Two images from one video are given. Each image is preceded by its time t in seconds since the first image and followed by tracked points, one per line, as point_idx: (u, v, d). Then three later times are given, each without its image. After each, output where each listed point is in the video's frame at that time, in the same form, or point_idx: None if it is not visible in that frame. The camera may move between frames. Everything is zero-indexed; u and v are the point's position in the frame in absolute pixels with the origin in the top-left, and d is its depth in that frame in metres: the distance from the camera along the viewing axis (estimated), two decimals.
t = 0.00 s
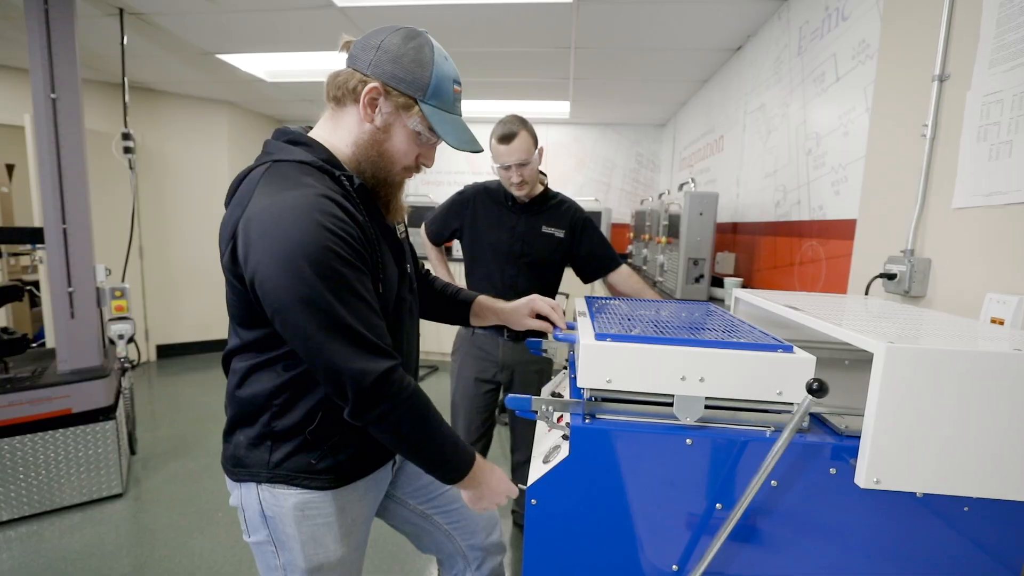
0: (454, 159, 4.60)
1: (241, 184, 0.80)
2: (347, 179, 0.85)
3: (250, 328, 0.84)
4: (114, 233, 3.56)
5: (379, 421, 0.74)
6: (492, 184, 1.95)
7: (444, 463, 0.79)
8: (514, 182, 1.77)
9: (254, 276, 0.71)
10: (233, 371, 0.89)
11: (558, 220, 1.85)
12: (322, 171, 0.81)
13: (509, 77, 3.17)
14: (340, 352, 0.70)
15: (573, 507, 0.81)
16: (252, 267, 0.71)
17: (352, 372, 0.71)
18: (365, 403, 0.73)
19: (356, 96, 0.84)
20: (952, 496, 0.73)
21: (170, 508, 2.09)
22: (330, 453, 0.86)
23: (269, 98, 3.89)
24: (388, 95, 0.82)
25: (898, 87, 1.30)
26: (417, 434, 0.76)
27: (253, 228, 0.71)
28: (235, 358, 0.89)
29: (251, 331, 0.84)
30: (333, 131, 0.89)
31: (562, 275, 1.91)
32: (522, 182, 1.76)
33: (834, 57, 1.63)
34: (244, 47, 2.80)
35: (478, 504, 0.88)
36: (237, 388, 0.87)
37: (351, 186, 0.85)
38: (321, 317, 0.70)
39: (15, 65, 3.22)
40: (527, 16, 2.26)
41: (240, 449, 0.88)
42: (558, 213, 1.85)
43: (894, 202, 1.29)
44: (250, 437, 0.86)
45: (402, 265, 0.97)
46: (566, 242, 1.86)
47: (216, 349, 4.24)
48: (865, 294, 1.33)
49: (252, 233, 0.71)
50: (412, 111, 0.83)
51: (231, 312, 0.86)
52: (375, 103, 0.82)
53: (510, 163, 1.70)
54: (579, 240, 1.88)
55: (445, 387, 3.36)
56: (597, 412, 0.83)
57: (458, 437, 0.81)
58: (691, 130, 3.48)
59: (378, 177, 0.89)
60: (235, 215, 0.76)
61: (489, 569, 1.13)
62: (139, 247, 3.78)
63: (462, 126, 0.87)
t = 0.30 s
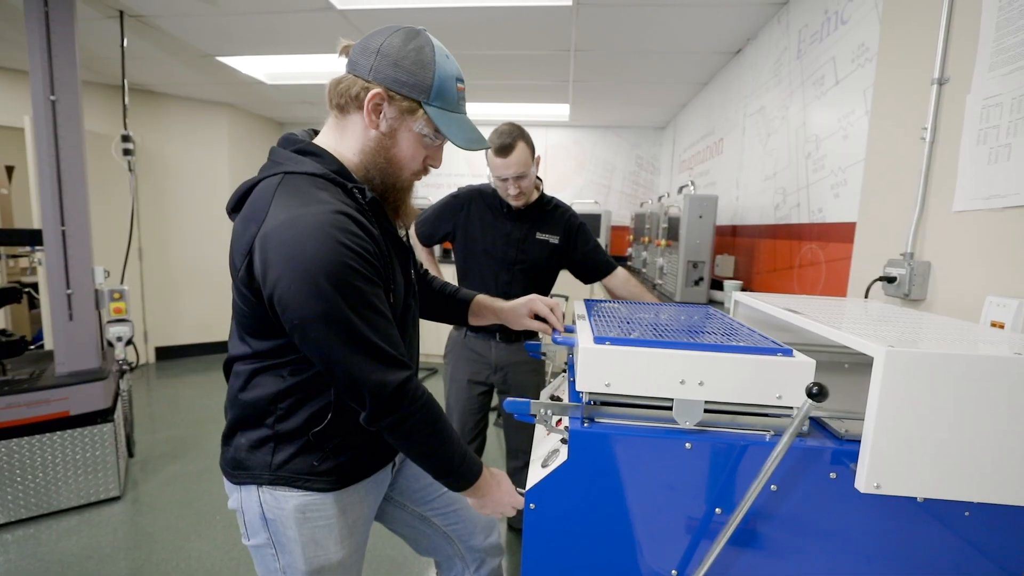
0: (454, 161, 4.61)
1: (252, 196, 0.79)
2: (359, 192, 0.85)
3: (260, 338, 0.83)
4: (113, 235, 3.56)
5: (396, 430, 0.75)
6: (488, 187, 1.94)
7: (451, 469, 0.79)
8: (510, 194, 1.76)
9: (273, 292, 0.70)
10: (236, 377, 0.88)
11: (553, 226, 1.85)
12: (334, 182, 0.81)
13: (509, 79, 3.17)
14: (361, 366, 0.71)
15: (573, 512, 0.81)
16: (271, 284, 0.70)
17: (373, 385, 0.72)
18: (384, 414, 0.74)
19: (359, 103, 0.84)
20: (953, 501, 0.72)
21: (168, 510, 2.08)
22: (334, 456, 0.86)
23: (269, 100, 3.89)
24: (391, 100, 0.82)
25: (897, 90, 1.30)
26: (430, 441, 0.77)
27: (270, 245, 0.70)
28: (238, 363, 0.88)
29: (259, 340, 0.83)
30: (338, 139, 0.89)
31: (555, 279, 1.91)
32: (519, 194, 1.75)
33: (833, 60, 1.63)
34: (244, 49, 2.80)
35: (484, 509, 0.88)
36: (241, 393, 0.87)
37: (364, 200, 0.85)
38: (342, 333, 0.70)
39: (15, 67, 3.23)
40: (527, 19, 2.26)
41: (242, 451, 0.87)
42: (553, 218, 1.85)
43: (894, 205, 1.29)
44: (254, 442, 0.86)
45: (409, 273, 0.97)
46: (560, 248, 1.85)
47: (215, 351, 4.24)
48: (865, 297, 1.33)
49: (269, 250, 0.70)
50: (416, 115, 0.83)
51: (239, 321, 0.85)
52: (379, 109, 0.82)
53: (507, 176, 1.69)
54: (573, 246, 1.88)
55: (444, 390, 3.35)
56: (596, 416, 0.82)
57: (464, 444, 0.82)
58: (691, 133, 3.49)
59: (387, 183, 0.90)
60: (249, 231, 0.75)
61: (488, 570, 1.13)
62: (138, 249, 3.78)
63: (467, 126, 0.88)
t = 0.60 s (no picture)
0: (453, 161, 4.60)
1: (254, 202, 0.78)
2: (362, 197, 0.83)
3: (261, 340, 0.83)
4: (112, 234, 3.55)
5: (402, 433, 0.75)
6: (492, 188, 1.94)
7: (455, 470, 0.79)
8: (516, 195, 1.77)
9: (278, 302, 0.70)
10: (238, 377, 0.88)
11: (557, 226, 1.85)
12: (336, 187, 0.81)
13: (508, 78, 3.17)
14: (369, 375, 0.71)
15: (572, 512, 0.81)
16: (276, 294, 0.69)
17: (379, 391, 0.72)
18: (390, 419, 0.74)
19: (353, 102, 0.83)
20: (952, 502, 0.72)
21: (165, 511, 2.07)
22: (337, 457, 0.86)
23: (268, 100, 3.88)
24: (385, 96, 0.81)
25: (896, 90, 1.30)
26: (435, 443, 0.77)
27: (275, 255, 0.69)
28: (240, 363, 0.88)
29: (262, 343, 0.83)
30: (334, 139, 0.89)
31: (559, 279, 1.92)
32: (524, 195, 1.75)
33: (833, 60, 1.63)
34: (243, 49, 2.79)
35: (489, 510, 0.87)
36: (243, 394, 0.86)
37: (366, 204, 0.83)
38: (349, 342, 0.70)
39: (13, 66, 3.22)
40: (526, 18, 2.26)
41: (245, 450, 0.87)
42: (557, 218, 1.85)
43: (893, 205, 1.29)
44: (256, 441, 0.86)
45: (409, 274, 0.97)
46: (564, 247, 1.86)
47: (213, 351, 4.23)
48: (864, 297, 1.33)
49: (274, 260, 0.69)
50: (411, 110, 0.83)
51: (241, 324, 0.84)
52: (373, 105, 0.82)
53: (513, 178, 1.69)
54: (577, 245, 1.88)
55: (443, 390, 3.34)
56: (594, 416, 0.82)
57: (468, 445, 0.81)
58: (690, 133, 3.49)
59: (386, 181, 0.89)
60: (251, 239, 0.74)
61: (489, 569, 1.13)
62: (137, 249, 3.77)
63: (463, 118, 0.87)
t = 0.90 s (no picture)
0: (454, 162, 4.60)
1: (266, 210, 0.77)
2: (376, 206, 0.85)
3: (271, 346, 0.82)
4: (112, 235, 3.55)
5: (412, 443, 0.75)
6: (501, 193, 1.93)
7: (461, 476, 0.79)
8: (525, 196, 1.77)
9: (293, 313, 0.69)
10: (247, 380, 0.87)
11: (564, 227, 1.85)
12: (349, 196, 0.81)
13: (508, 80, 3.17)
14: (381, 387, 0.71)
15: (574, 515, 0.81)
16: (292, 306, 0.69)
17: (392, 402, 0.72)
18: (402, 429, 0.74)
19: (358, 106, 0.83)
20: (953, 504, 0.72)
21: (165, 512, 2.07)
22: (345, 458, 0.86)
23: (268, 101, 3.89)
24: (389, 97, 0.81)
25: (896, 91, 1.30)
26: (444, 451, 0.77)
27: (290, 266, 0.69)
28: (249, 367, 0.87)
29: (272, 349, 0.82)
30: (343, 145, 0.89)
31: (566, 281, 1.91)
32: (533, 196, 1.76)
33: (833, 61, 1.63)
34: (243, 50, 2.80)
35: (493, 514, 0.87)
36: (252, 397, 0.86)
37: (380, 213, 0.86)
38: (364, 355, 0.70)
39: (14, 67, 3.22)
40: (526, 20, 2.26)
41: (253, 452, 0.87)
42: (564, 220, 1.85)
43: (894, 206, 1.28)
44: (266, 444, 0.85)
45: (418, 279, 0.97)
46: (571, 249, 1.85)
47: (213, 352, 4.23)
48: (864, 298, 1.33)
49: (290, 271, 0.69)
50: (417, 108, 0.82)
51: (251, 329, 0.84)
52: (379, 108, 0.82)
53: (522, 178, 1.69)
54: (584, 247, 1.88)
55: (443, 391, 3.34)
56: (595, 417, 0.82)
57: (473, 452, 0.81)
58: (690, 134, 3.49)
59: (401, 184, 0.89)
60: (265, 249, 0.74)
61: (492, 569, 1.12)
62: (137, 250, 3.77)
63: (472, 109, 0.86)
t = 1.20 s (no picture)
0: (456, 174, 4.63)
1: (281, 230, 0.78)
2: (390, 227, 0.86)
3: (283, 364, 0.82)
4: (118, 247, 3.57)
5: (413, 466, 0.75)
6: (507, 205, 1.94)
7: (465, 496, 0.79)
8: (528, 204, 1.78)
9: (303, 334, 0.70)
10: (259, 395, 0.87)
11: (568, 239, 1.85)
12: (363, 217, 0.81)
13: (510, 93, 3.21)
14: (389, 411, 0.72)
15: (581, 531, 0.80)
16: (303, 326, 0.69)
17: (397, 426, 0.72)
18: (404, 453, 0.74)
19: (373, 124, 0.84)
20: (961, 519, 0.71)
21: (166, 525, 2.06)
22: (353, 475, 0.85)
23: (273, 114, 3.93)
24: (403, 113, 0.82)
25: (895, 104, 1.31)
26: (447, 475, 0.77)
27: (302, 287, 0.69)
28: (260, 383, 0.87)
29: (283, 366, 0.82)
30: (358, 163, 0.90)
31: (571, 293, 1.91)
32: (535, 206, 1.77)
33: (832, 74, 1.65)
34: (248, 64, 2.84)
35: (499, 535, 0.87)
36: (263, 413, 0.86)
37: (394, 235, 0.86)
38: (371, 380, 0.70)
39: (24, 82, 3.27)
40: (527, 34, 2.30)
41: (263, 466, 0.86)
42: (567, 232, 1.85)
43: (896, 217, 1.29)
44: (275, 457, 0.85)
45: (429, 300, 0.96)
46: (575, 260, 1.85)
47: (216, 364, 4.23)
48: (868, 310, 1.33)
49: (301, 292, 0.69)
50: (432, 121, 0.83)
51: (263, 346, 0.84)
52: (394, 124, 0.82)
53: (524, 187, 1.71)
54: (588, 258, 1.88)
55: (445, 402, 3.33)
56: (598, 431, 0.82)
57: (473, 475, 0.81)
58: (692, 145, 3.51)
59: (420, 198, 0.90)
60: (279, 268, 0.74)
61: None
62: (142, 261, 3.80)
63: (485, 117, 0.87)
